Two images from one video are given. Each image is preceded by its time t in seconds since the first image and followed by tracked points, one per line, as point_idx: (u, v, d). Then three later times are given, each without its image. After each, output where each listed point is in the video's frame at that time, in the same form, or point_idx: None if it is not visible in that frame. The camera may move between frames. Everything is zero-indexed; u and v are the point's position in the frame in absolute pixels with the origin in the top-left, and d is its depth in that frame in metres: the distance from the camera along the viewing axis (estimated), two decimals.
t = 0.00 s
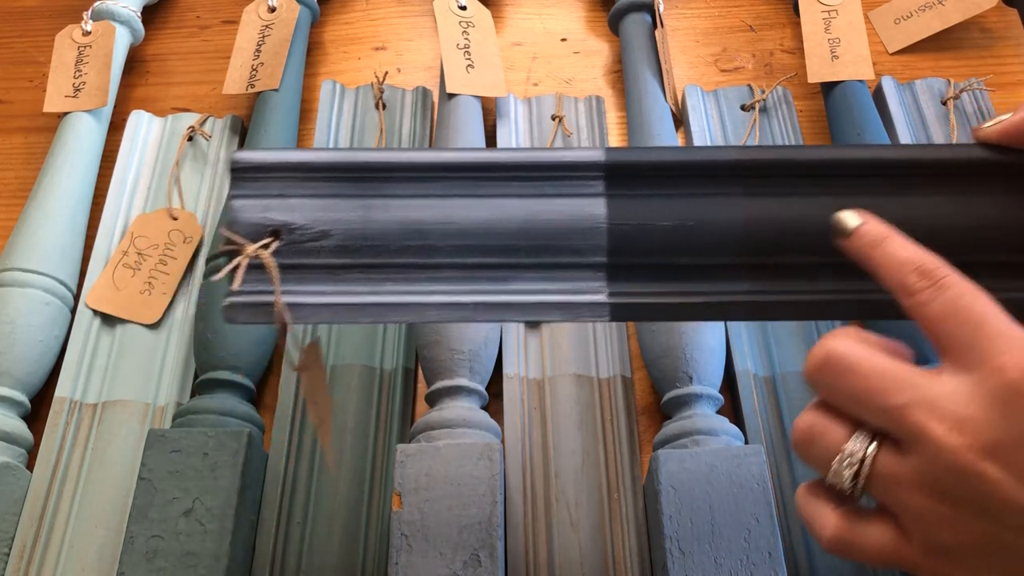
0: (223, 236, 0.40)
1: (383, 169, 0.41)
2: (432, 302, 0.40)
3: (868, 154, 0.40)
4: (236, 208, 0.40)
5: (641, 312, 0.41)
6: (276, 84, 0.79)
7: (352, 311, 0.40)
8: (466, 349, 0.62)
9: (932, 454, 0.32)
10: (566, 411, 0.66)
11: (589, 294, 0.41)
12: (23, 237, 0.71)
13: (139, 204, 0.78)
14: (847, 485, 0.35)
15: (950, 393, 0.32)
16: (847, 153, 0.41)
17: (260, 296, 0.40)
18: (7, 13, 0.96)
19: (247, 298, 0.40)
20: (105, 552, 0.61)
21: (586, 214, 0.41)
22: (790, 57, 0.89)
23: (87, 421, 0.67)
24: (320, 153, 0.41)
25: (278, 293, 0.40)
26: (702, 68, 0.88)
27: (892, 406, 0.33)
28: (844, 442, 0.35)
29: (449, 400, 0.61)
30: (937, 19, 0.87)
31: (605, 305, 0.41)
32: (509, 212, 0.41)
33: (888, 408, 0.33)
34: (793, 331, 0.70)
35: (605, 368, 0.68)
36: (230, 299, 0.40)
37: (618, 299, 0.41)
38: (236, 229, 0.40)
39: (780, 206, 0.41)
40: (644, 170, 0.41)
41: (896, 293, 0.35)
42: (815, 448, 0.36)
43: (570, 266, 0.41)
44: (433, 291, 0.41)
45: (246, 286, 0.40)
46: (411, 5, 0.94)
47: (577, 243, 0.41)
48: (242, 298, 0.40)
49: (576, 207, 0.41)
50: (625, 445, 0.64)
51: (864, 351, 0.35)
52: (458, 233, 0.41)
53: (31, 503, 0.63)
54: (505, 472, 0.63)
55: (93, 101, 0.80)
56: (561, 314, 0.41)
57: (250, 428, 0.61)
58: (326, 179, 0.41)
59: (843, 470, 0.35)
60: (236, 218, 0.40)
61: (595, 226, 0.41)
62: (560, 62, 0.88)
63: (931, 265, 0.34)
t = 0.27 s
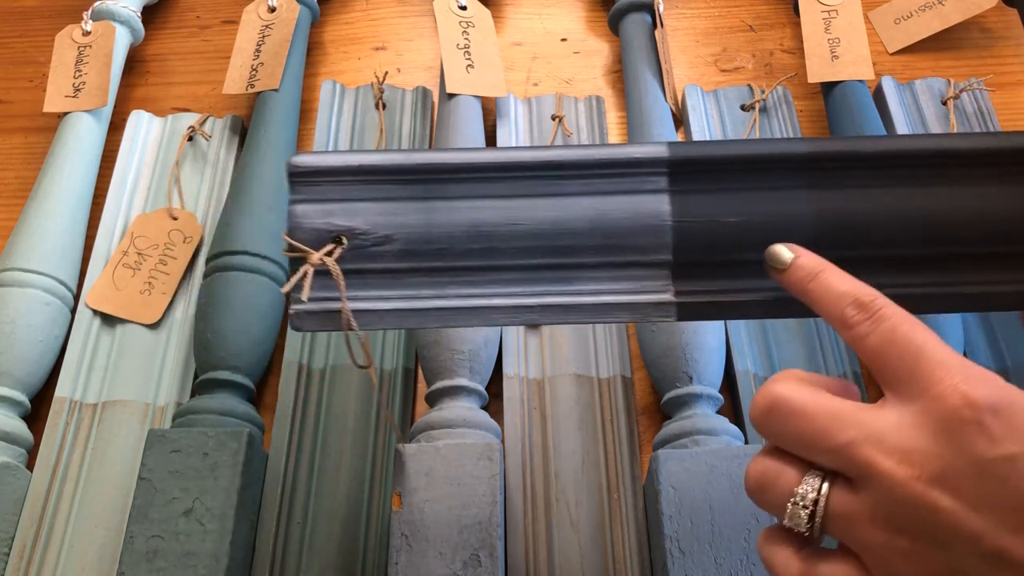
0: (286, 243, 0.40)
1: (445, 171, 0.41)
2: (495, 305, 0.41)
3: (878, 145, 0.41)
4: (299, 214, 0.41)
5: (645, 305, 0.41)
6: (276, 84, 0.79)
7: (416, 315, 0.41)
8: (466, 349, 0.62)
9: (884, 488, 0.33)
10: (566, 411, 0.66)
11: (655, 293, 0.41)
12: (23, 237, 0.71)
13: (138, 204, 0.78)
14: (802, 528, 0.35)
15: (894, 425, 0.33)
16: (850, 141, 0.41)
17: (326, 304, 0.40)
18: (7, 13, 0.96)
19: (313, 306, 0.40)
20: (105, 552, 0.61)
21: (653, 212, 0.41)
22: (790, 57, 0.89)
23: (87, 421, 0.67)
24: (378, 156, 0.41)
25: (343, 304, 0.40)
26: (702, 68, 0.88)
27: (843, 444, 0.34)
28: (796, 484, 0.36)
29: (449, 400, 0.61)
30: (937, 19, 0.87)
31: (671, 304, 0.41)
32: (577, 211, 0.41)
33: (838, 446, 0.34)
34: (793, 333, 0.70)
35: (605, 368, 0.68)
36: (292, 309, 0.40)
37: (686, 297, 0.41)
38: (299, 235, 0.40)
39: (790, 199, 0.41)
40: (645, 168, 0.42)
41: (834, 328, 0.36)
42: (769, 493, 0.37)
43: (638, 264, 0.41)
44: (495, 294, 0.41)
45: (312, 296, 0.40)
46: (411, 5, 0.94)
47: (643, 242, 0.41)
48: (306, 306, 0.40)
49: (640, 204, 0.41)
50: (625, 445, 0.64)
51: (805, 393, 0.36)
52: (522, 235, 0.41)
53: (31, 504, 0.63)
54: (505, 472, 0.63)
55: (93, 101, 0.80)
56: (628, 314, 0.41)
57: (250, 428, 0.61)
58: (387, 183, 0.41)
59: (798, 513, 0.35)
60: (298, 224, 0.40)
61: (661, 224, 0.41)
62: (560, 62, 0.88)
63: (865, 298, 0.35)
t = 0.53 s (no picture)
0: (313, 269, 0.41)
1: (468, 192, 0.42)
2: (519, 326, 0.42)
3: (884, 158, 0.42)
4: (324, 238, 0.42)
5: (667, 317, 0.42)
6: (276, 84, 0.79)
7: (442, 336, 0.42)
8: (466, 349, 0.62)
9: (868, 496, 0.34)
10: (566, 411, 0.66)
11: (679, 307, 0.42)
12: (23, 237, 0.71)
13: (138, 204, 0.78)
14: (790, 539, 0.36)
15: (877, 434, 0.35)
16: (855, 153, 0.42)
17: (355, 327, 0.42)
18: (7, 13, 0.96)
19: (340, 331, 0.42)
20: (105, 552, 0.61)
21: (674, 225, 0.42)
22: (790, 57, 0.89)
23: (87, 421, 0.67)
24: (401, 178, 0.42)
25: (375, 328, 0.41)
26: (702, 68, 0.88)
27: (827, 454, 0.35)
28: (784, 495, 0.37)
29: (449, 400, 0.61)
30: (937, 19, 0.87)
31: (696, 317, 0.42)
32: (598, 227, 0.42)
33: (823, 456, 0.36)
34: (793, 334, 0.70)
35: (605, 368, 0.68)
36: (322, 332, 0.41)
37: (710, 311, 0.42)
38: (324, 261, 0.42)
39: (804, 211, 0.42)
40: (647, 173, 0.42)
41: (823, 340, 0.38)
42: (757, 507, 0.38)
43: (660, 278, 0.43)
44: (519, 312, 0.42)
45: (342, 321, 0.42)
46: (411, 5, 0.94)
47: (667, 256, 0.42)
48: (335, 331, 0.42)
49: (662, 217, 0.43)
50: (625, 445, 0.64)
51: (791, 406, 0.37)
52: (544, 253, 0.42)
53: (31, 504, 0.63)
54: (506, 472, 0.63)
55: (93, 101, 0.80)
56: (652, 328, 0.42)
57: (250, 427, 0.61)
58: (412, 206, 0.42)
59: (786, 524, 0.37)
60: (321, 250, 0.42)
61: (683, 238, 0.42)
62: (560, 62, 0.88)
63: (853, 310, 0.37)
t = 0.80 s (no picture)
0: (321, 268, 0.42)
1: (477, 193, 0.42)
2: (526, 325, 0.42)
3: (887, 161, 0.42)
4: (332, 239, 0.42)
5: (672, 318, 0.42)
6: (276, 84, 0.79)
7: (448, 336, 0.42)
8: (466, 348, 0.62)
9: (857, 496, 0.35)
10: (566, 411, 0.66)
11: (684, 308, 0.42)
12: (23, 237, 0.71)
13: (139, 204, 0.78)
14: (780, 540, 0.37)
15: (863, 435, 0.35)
16: (858, 156, 0.42)
17: (365, 325, 0.42)
18: (7, 13, 0.96)
19: (349, 329, 0.42)
20: (105, 552, 0.61)
21: (680, 228, 0.42)
22: (790, 57, 0.89)
23: (87, 421, 0.67)
24: (410, 179, 0.42)
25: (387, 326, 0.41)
26: (702, 67, 0.88)
27: (815, 456, 0.36)
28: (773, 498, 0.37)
29: (449, 400, 0.61)
30: (937, 19, 0.87)
31: (701, 319, 0.42)
32: (606, 229, 0.42)
33: (811, 458, 0.36)
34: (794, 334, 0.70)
35: (605, 368, 0.68)
36: (332, 331, 0.41)
37: (714, 312, 0.42)
38: (333, 262, 0.42)
39: (805, 214, 0.42)
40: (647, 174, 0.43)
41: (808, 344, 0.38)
42: (747, 510, 0.38)
43: (665, 279, 0.43)
44: (526, 312, 0.42)
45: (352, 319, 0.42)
46: (411, 5, 0.94)
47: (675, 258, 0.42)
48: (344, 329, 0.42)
49: (668, 220, 0.43)
50: (625, 445, 0.64)
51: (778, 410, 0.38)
52: (552, 254, 0.42)
53: (31, 504, 0.63)
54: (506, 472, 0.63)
55: (93, 101, 0.80)
56: (657, 329, 0.42)
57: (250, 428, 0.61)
58: (420, 207, 0.43)
59: (776, 527, 0.37)
60: (332, 251, 0.42)
61: (688, 240, 0.42)
62: (560, 62, 0.88)
63: (839, 315, 0.37)
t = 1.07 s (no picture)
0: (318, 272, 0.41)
1: (473, 197, 0.42)
2: (523, 328, 0.42)
3: (887, 164, 0.42)
4: (327, 243, 0.42)
5: (668, 321, 0.42)
6: (276, 84, 0.79)
7: (445, 340, 0.42)
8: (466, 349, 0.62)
9: (871, 465, 0.34)
10: (566, 412, 0.66)
11: (679, 312, 0.43)
12: (23, 237, 0.71)
13: (138, 204, 0.78)
14: (791, 506, 0.36)
15: (881, 404, 0.35)
16: (858, 156, 0.42)
17: (362, 330, 0.42)
18: (7, 13, 0.96)
19: (345, 333, 0.42)
20: (105, 553, 0.61)
21: (675, 231, 0.42)
22: (790, 57, 0.89)
23: (87, 420, 0.67)
24: (406, 184, 0.42)
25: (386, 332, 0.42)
26: (702, 67, 0.88)
27: (830, 423, 0.35)
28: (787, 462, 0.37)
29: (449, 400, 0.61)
30: (937, 19, 0.87)
31: (695, 322, 0.42)
32: (601, 233, 0.42)
33: (826, 425, 0.35)
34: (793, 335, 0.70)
35: (605, 368, 0.68)
36: (327, 335, 0.42)
37: (708, 315, 0.42)
38: (329, 265, 0.42)
39: (804, 214, 0.42)
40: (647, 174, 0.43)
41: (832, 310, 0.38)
42: (760, 472, 0.38)
43: (662, 283, 0.43)
44: (521, 316, 0.43)
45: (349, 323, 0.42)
46: (411, 5, 0.94)
47: (668, 261, 0.42)
48: (342, 333, 0.42)
49: (664, 223, 0.43)
50: (625, 445, 0.64)
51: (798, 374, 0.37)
52: (546, 258, 0.42)
53: (31, 504, 0.63)
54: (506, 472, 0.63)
55: (93, 101, 0.80)
56: (653, 332, 0.42)
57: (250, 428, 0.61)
58: (416, 211, 0.42)
59: (788, 491, 0.36)
60: (327, 254, 0.42)
61: (682, 244, 0.42)
62: (560, 62, 0.88)
63: (863, 281, 0.37)
